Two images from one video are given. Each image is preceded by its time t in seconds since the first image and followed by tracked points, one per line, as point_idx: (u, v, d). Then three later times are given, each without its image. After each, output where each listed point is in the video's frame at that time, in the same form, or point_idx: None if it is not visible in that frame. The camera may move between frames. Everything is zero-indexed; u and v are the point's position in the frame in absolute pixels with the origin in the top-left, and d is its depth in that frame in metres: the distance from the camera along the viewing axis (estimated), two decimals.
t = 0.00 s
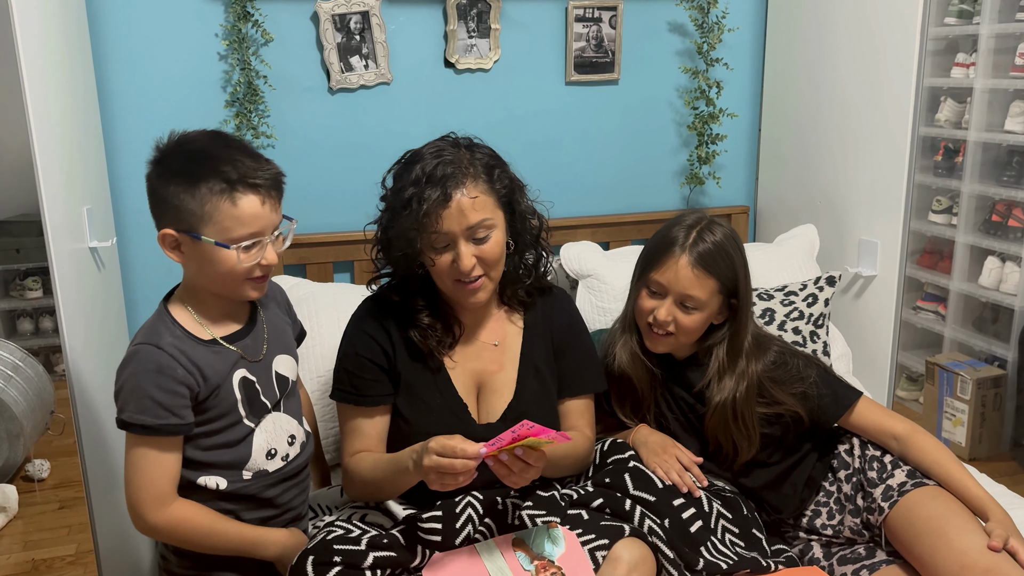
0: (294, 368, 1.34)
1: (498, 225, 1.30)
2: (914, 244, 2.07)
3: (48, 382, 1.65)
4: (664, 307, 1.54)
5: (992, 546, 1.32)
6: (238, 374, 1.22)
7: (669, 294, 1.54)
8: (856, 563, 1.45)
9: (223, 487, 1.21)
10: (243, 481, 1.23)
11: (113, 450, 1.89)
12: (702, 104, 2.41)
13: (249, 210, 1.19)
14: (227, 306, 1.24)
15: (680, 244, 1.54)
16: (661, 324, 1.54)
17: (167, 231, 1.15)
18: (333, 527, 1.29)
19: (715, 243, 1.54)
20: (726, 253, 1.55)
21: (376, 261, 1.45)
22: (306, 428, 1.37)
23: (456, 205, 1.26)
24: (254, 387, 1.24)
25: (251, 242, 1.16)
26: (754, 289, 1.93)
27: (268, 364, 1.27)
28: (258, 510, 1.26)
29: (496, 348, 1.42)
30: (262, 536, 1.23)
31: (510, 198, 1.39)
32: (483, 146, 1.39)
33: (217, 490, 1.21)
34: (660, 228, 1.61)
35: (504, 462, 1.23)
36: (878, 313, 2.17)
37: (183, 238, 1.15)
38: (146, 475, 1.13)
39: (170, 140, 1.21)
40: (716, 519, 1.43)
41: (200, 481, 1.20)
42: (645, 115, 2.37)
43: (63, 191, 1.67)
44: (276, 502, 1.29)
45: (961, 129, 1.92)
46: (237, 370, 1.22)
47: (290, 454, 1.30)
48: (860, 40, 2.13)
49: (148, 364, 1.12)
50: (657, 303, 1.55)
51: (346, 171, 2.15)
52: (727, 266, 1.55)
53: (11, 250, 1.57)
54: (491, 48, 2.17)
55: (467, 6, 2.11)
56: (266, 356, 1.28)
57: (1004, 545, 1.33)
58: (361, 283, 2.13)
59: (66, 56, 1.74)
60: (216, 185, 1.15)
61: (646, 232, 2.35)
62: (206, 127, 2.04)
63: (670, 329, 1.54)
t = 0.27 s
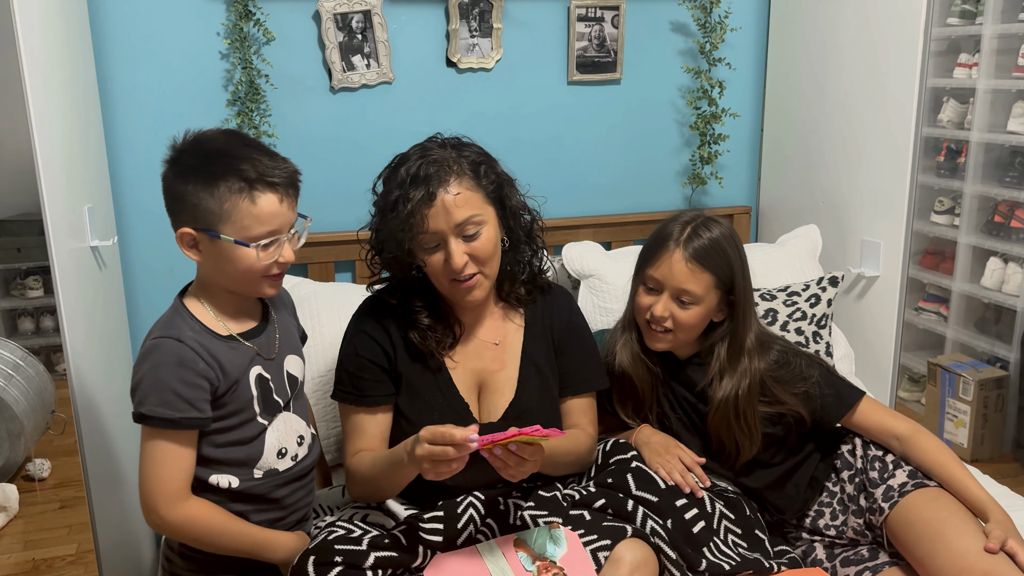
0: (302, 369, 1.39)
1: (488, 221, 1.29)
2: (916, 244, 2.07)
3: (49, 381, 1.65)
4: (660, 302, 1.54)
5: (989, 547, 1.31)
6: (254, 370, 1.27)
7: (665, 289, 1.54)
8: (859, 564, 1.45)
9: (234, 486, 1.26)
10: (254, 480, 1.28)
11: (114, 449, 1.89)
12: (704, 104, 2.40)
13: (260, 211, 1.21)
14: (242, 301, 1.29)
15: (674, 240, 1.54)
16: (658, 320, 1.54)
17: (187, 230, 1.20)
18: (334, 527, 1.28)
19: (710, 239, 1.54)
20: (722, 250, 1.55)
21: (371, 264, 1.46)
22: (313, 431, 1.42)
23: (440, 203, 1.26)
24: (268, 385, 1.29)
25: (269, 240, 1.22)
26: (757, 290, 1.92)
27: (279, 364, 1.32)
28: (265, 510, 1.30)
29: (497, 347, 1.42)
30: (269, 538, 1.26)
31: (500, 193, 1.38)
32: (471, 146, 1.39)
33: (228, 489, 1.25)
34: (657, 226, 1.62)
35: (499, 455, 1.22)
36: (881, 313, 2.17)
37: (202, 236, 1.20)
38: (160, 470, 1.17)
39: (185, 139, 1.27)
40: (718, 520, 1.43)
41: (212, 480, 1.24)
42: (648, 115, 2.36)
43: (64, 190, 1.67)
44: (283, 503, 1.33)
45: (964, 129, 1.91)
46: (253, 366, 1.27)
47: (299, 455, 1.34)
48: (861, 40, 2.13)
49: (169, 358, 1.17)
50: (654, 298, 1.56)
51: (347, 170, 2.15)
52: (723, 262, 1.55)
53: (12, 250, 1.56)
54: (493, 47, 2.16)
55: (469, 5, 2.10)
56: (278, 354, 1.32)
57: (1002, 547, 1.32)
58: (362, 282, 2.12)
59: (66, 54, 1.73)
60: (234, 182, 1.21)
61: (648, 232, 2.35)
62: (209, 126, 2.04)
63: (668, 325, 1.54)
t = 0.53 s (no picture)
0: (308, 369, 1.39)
1: (495, 223, 1.29)
2: (917, 246, 2.06)
3: (49, 382, 1.65)
4: (659, 301, 1.54)
5: (991, 552, 1.31)
6: (261, 371, 1.27)
7: (663, 288, 1.54)
8: (861, 568, 1.45)
9: (237, 485, 1.26)
10: (257, 480, 1.28)
11: (115, 449, 1.88)
12: (706, 105, 2.40)
13: (266, 211, 1.21)
14: (252, 302, 1.30)
15: (671, 238, 1.54)
16: (657, 319, 1.53)
17: (199, 231, 1.21)
18: (336, 528, 1.28)
19: (708, 237, 1.54)
20: (719, 248, 1.55)
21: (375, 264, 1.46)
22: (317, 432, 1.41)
23: (447, 205, 1.26)
24: (275, 385, 1.29)
25: (280, 242, 1.22)
26: (759, 291, 1.92)
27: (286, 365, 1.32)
28: (267, 511, 1.30)
29: (502, 347, 1.41)
30: (272, 539, 1.26)
31: (506, 194, 1.38)
32: (476, 146, 1.39)
33: (231, 488, 1.25)
34: (655, 226, 1.62)
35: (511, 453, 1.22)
36: (883, 314, 2.16)
37: (214, 237, 1.21)
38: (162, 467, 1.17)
39: (198, 140, 1.27)
40: (721, 522, 1.42)
41: (215, 479, 1.24)
42: (649, 116, 2.36)
43: (66, 190, 1.67)
44: (286, 504, 1.33)
45: (966, 131, 1.91)
46: (261, 367, 1.27)
47: (303, 457, 1.34)
48: (862, 41, 2.13)
49: (179, 355, 1.17)
50: (653, 297, 1.55)
51: (348, 170, 2.15)
52: (721, 260, 1.55)
53: (12, 249, 1.56)
54: (495, 48, 2.16)
55: (471, 6, 2.10)
56: (286, 355, 1.33)
57: (1004, 552, 1.32)
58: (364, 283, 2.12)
59: (67, 53, 1.73)
60: (246, 184, 1.21)
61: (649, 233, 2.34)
62: (210, 126, 2.03)
63: (667, 324, 1.53)
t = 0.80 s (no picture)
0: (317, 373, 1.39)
1: (503, 219, 1.30)
2: (920, 249, 2.06)
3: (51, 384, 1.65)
4: (659, 305, 1.53)
5: (994, 560, 1.32)
6: (268, 374, 1.27)
7: (664, 292, 1.54)
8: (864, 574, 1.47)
9: (243, 488, 1.26)
10: (263, 482, 1.28)
11: (117, 451, 1.88)
12: (709, 108, 2.40)
13: (271, 214, 1.21)
14: (260, 304, 1.29)
15: (671, 242, 1.54)
16: (657, 323, 1.53)
17: (206, 234, 1.21)
18: (340, 532, 1.28)
19: (708, 241, 1.54)
20: (720, 251, 1.55)
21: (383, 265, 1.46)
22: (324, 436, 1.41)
23: (457, 198, 1.27)
24: (282, 388, 1.29)
25: (287, 245, 1.22)
26: (762, 295, 1.92)
27: (295, 368, 1.32)
28: (271, 513, 1.30)
29: (507, 351, 1.42)
30: (274, 543, 1.26)
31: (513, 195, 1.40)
32: (483, 147, 1.41)
33: (236, 490, 1.25)
34: (656, 230, 1.62)
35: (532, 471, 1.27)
36: (885, 318, 2.16)
37: (221, 240, 1.21)
38: (167, 469, 1.17)
39: (207, 144, 1.28)
40: (725, 526, 1.42)
41: (221, 481, 1.24)
42: (651, 119, 2.36)
43: (69, 192, 1.67)
44: (291, 507, 1.33)
45: (968, 135, 1.92)
46: (268, 370, 1.27)
47: (309, 460, 1.34)
48: (864, 45, 2.13)
49: (185, 358, 1.17)
50: (653, 301, 1.55)
51: (351, 173, 2.14)
52: (721, 264, 1.55)
53: (14, 251, 1.56)
54: (498, 51, 2.16)
55: (474, 9, 2.10)
56: (293, 359, 1.32)
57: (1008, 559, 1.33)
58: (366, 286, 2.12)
59: (71, 54, 1.73)
60: (253, 188, 1.21)
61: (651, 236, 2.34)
62: (212, 128, 2.03)
63: (667, 328, 1.53)
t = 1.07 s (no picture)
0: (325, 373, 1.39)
1: (495, 212, 1.31)
2: (920, 252, 2.06)
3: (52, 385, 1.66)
4: (656, 308, 1.54)
5: (993, 564, 1.31)
6: (277, 373, 1.27)
7: (660, 294, 1.54)
8: None
9: (255, 490, 1.26)
10: (275, 484, 1.28)
11: (117, 453, 1.88)
12: (710, 111, 2.40)
13: (269, 209, 1.21)
14: (266, 303, 1.29)
15: (667, 245, 1.55)
16: (654, 326, 1.53)
17: (208, 234, 1.21)
18: (340, 534, 1.29)
19: (704, 243, 1.54)
20: (716, 254, 1.55)
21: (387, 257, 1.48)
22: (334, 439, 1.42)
23: (451, 179, 1.30)
24: (292, 387, 1.29)
25: (288, 239, 1.23)
26: (763, 298, 1.92)
27: (303, 368, 1.33)
28: (282, 515, 1.30)
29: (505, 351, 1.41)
30: (282, 546, 1.26)
31: (516, 191, 1.42)
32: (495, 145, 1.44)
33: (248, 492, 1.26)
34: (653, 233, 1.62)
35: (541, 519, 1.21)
36: (886, 322, 2.16)
37: (222, 240, 1.22)
38: (178, 470, 1.17)
39: (203, 146, 1.28)
40: (725, 528, 1.42)
41: (232, 483, 1.24)
42: (652, 122, 2.37)
43: (71, 193, 1.67)
44: (301, 509, 1.32)
45: (968, 139, 1.93)
46: (277, 370, 1.27)
47: (320, 461, 1.35)
48: (865, 48, 2.14)
49: (193, 358, 1.18)
50: (650, 304, 1.56)
51: (352, 175, 2.15)
52: (718, 266, 1.55)
53: (15, 252, 1.58)
54: (499, 53, 2.16)
55: (476, 12, 2.11)
56: (302, 358, 1.33)
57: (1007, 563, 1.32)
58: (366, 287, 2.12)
59: (73, 56, 1.73)
60: (251, 186, 1.22)
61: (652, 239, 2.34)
62: (214, 129, 2.04)
63: (664, 331, 1.53)
